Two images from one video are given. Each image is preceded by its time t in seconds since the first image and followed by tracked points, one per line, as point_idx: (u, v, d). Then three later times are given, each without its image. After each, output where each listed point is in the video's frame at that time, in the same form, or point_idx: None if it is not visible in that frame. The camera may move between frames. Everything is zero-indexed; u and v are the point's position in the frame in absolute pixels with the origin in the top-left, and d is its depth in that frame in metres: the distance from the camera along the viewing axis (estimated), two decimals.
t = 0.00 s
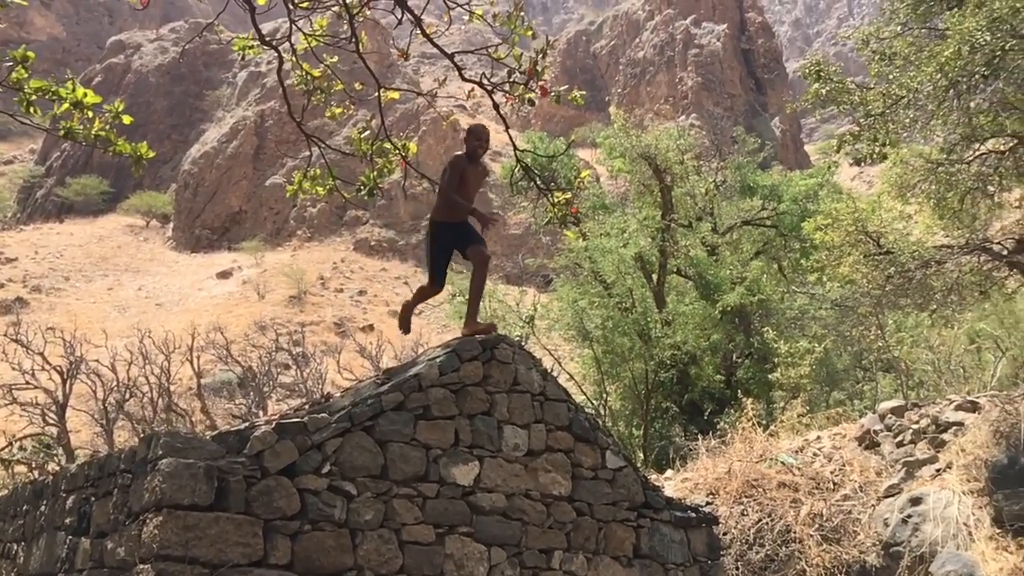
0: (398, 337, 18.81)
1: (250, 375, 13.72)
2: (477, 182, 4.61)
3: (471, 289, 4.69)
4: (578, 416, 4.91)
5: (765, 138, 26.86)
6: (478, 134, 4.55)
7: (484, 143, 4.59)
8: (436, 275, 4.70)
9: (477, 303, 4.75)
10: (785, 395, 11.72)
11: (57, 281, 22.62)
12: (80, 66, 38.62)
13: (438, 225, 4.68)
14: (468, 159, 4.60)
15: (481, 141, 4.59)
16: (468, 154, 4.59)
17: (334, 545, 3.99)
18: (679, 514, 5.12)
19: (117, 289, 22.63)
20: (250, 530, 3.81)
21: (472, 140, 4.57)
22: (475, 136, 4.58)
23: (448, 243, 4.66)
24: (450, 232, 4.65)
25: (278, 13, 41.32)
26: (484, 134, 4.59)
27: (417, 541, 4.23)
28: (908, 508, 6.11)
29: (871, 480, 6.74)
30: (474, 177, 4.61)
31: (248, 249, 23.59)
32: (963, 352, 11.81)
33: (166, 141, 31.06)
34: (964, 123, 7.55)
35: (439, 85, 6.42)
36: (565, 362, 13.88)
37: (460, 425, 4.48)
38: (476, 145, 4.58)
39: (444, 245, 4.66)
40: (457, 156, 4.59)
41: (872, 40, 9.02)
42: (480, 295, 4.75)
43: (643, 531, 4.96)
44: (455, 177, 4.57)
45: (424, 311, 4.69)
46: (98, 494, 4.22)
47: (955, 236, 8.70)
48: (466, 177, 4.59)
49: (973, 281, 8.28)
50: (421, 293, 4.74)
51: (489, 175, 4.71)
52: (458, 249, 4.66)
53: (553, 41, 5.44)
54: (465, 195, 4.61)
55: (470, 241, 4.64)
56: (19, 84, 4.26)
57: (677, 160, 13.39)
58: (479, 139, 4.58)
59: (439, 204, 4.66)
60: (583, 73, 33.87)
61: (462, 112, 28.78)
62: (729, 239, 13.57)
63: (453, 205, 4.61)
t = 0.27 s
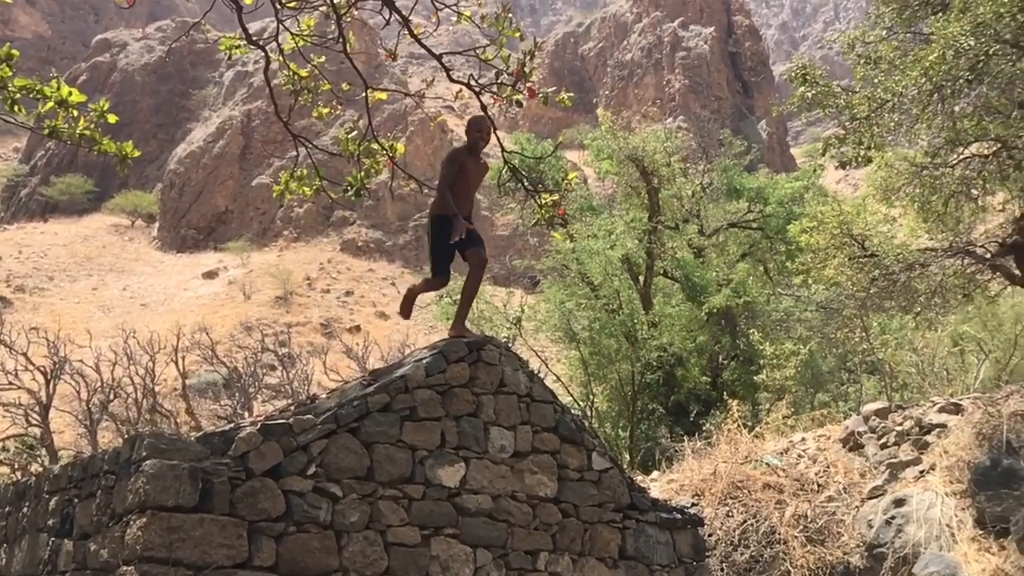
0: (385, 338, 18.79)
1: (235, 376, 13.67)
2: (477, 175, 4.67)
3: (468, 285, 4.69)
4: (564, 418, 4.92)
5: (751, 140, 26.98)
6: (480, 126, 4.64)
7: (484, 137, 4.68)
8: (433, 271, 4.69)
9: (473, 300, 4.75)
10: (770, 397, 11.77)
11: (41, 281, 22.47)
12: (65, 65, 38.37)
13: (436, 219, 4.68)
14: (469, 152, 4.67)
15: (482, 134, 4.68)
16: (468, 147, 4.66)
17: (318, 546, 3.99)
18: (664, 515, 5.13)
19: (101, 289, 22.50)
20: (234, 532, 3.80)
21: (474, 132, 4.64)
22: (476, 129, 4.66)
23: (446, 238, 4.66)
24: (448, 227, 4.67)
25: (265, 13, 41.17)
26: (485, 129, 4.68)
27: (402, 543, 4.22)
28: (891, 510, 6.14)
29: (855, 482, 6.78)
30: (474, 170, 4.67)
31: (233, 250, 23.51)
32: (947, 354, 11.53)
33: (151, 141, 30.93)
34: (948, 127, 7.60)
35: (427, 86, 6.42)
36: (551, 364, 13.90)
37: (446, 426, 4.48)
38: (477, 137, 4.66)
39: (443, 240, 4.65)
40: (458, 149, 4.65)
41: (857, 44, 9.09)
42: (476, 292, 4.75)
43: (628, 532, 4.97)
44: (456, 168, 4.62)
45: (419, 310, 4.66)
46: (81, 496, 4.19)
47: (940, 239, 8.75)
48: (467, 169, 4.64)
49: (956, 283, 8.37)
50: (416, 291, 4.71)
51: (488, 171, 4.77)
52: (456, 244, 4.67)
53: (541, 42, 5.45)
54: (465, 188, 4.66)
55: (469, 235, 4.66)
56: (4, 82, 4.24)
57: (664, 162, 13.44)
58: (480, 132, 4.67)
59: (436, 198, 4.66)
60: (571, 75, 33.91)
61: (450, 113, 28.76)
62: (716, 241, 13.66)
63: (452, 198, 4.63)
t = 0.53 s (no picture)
0: (369, 340, 18.75)
1: (217, 377, 13.60)
2: (474, 171, 4.68)
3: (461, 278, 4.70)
4: (548, 420, 4.91)
5: (735, 144, 27.11)
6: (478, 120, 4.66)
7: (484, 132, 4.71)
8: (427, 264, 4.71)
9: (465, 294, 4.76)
10: (752, 399, 11.81)
11: (21, 281, 22.28)
12: (46, 63, 38.07)
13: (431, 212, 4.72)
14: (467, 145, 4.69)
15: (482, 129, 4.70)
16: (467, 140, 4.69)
17: (300, 549, 3.97)
18: (646, 517, 5.13)
19: (82, 289, 22.34)
20: (215, 535, 3.78)
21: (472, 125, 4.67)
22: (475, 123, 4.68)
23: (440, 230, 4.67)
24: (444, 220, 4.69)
25: (249, 12, 40.99)
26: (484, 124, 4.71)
27: (384, 545, 4.22)
28: (871, 512, 6.17)
29: (836, 484, 6.82)
30: (472, 164, 4.68)
31: (216, 250, 23.40)
32: (928, 358, 11.59)
33: (134, 140, 30.76)
34: (929, 132, 7.63)
35: (411, 87, 6.41)
36: (535, 366, 13.91)
37: (429, 428, 4.47)
38: (476, 131, 4.68)
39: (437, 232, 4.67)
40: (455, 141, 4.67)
41: (840, 49, 9.21)
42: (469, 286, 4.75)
43: (611, 535, 4.97)
44: (453, 161, 4.65)
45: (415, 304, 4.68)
46: (60, 498, 4.17)
47: (920, 244, 8.88)
48: (463, 163, 4.66)
49: (936, 287, 8.46)
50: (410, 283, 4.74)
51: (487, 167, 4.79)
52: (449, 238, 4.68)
53: (526, 45, 5.48)
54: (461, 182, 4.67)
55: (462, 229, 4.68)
56: None
57: (648, 166, 13.50)
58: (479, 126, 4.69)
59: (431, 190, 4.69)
60: (556, 78, 33.95)
61: (435, 114, 28.71)
62: (699, 244, 13.74)
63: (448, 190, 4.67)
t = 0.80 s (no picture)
0: (351, 343, 18.69)
1: (198, 379, 13.52)
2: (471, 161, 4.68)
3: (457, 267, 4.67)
4: (531, 423, 4.91)
5: (718, 149, 27.24)
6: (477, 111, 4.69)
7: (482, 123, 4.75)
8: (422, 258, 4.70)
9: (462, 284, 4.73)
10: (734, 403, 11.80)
11: None
12: (27, 61, 37.76)
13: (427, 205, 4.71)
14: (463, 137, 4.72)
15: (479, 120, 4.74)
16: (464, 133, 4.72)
17: (281, 553, 3.96)
18: (628, 520, 5.15)
19: (62, 291, 22.15)
20: (195, 538, 3.76)
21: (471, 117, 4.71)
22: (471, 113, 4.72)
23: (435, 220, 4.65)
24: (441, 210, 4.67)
25: (232, 12, 40.80)
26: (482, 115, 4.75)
27: (366, 549, 4.21)
28: (851, 515, 6.16)
29: (816, 488, 6.86)
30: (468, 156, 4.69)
31: (198, 251, 23.28)
32: (908, 362, 11.57)
33: (116, 140, 30.58)
34: (909, 138, 7.64)
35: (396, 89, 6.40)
36: (519, 369, 13.92)
37: (411, 431, 4.47)
38: (474, 122, 4.70)
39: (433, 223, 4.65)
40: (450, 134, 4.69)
41: (822, 55, 9.31)
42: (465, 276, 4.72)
43: (593, 538, 4.99)
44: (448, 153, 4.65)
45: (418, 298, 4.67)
46: (38, 501, 4.14)
47: (898, 248, 8.94)
48: (456, 154, 4.67)
49: (916, 292, 8.53)
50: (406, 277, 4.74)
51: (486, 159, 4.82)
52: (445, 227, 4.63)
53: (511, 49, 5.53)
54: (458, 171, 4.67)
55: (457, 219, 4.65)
56: None
57: (632, 170, 13.51)
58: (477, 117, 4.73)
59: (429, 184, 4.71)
60: (541, 81, 33.98)
61: (419, 116, 28.67)
62: (682, 248, 13.72)
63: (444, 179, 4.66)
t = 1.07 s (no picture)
0: (333, 345, 18.63)
1: (177, 382, 13.42)
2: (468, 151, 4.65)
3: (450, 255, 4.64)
4: (512, 426, 4.91)
5: (699, 153, 27.39)
6: (473, 102, 4.70)
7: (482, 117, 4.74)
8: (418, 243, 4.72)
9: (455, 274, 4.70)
10: (715, 406, 11.87)
11: None
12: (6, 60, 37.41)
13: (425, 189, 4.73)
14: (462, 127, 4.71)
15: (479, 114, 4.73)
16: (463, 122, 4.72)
17: (260, 556, 3.94)
18: (609, 522, 5.16)
19: (39, 291, 21.95)
20: (173, 541, 3.74)
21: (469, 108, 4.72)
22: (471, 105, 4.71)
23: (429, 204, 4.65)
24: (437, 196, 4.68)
25: (214, 13, 40.59)
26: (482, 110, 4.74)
27: (346, 552, 4.20)
28: (830, 517, 6.16)
29: (795, 490, 6.90)
30: (465, 145, 4.68)
31: (178, 252, 23.15)
32: (886, 365, 11.67)
33: (95, 140, 30.37)
34: (888, 144, 7.66)
35: (378, 91, 6.38)
36: (501, 371, 13.91)
37: (392, 434, 4.46)
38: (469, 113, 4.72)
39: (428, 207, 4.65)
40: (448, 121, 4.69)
41: (803, 61, 9.36)
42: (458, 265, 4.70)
43: (573, 541, 4.99)
44: (445, 140, 4.65)
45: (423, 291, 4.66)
46: (14, 504, 4.10)
47: (878, 254, 8.88)
48: (453, 142, 4.67)
49: (895, 296, 8.57)
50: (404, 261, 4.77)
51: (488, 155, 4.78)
52: (439, 213, 4.63)
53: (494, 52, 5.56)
54: (454, 160, 4.64)
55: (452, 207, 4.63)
56: None
57: (615, 173, 13.46)
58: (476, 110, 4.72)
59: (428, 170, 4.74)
60: (524, 84, 33.99)
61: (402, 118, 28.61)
62: (663, 252, 13.79)
63: (441, 167, 4.66)
